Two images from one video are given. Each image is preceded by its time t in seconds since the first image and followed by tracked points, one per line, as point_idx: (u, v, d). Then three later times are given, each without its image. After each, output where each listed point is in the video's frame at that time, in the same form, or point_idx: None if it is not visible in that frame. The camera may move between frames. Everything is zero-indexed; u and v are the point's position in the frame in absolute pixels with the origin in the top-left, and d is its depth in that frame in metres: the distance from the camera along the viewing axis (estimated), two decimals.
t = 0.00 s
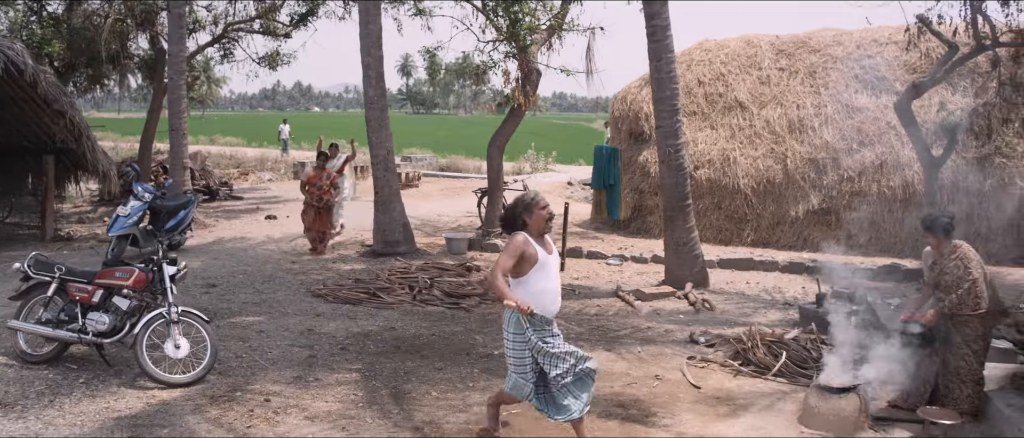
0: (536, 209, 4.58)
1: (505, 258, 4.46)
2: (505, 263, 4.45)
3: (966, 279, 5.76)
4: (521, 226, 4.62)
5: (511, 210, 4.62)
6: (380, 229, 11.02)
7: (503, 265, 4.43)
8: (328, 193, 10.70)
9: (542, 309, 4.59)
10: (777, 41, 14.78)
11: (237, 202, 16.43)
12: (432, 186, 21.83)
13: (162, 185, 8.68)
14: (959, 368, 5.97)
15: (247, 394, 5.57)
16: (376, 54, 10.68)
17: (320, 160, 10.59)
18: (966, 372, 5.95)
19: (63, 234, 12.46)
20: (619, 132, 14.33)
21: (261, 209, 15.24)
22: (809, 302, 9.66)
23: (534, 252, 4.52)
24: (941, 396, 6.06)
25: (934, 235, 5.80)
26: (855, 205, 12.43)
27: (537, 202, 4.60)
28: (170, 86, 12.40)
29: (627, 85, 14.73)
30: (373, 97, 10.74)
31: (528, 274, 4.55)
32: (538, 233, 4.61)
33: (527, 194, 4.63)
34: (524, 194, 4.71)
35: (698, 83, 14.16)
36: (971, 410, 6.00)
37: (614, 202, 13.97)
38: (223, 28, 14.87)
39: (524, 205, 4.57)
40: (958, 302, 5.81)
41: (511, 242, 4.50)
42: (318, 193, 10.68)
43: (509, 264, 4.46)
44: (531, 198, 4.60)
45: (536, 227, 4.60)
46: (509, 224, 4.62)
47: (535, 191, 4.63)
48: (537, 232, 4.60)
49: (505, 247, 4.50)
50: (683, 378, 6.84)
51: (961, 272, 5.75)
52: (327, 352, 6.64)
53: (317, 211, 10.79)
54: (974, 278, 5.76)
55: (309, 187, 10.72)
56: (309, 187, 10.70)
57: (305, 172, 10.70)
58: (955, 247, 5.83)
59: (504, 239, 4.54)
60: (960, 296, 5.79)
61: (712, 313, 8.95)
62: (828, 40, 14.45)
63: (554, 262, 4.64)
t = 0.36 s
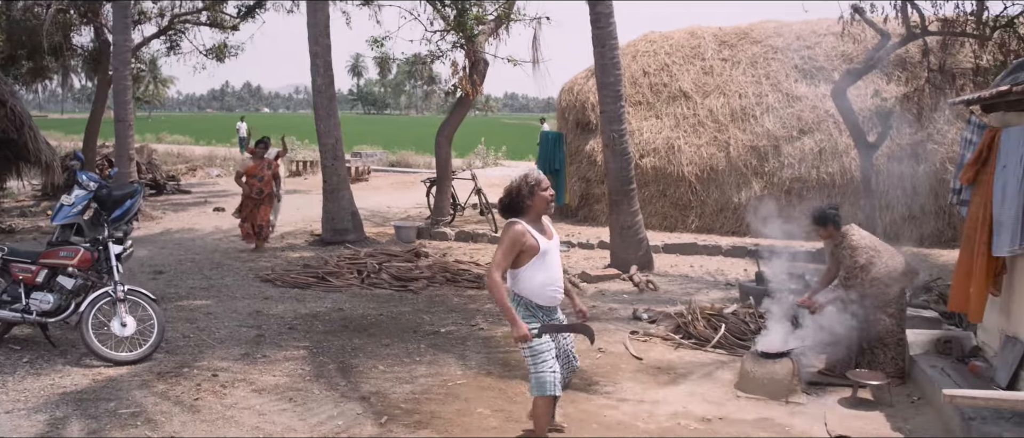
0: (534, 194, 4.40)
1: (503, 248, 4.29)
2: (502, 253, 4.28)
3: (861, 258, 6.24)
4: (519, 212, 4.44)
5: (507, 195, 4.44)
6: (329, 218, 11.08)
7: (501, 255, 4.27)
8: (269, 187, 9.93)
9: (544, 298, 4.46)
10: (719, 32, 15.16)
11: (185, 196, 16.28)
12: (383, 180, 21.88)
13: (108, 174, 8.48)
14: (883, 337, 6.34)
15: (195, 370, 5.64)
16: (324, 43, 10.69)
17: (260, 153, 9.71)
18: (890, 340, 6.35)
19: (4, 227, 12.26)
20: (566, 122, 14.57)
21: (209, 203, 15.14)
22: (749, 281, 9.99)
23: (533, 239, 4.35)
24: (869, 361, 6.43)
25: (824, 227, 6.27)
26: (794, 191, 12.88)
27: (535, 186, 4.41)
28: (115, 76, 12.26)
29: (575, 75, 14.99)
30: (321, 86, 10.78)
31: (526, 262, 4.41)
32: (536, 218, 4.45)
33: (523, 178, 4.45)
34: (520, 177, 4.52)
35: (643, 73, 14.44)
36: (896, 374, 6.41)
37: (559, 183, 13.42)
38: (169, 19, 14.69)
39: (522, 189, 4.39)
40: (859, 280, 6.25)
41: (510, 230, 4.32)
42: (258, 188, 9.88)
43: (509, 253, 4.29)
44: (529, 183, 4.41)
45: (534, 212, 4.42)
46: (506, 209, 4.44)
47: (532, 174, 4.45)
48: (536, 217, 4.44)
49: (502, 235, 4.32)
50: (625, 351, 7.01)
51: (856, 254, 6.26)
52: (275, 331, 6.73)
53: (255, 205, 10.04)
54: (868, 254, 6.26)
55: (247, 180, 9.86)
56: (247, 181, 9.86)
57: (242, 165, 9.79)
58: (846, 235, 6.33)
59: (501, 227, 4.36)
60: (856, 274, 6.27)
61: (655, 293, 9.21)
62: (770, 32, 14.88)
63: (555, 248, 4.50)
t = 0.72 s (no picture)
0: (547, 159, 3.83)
1: (509, 211, 3.69)
2: (507, 217, 3.68)
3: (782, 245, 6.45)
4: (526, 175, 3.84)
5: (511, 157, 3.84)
6: (285, 209, 11.13)
7: (506, 219, 3.67)
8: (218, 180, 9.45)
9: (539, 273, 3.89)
10: (672, 26, 15.51)
11: (140, 192, 16.15)
12: (341, 177, 21.88)
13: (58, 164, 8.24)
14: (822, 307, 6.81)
15: (149, 350, 5.72)
16: (279, 35, 10.77)
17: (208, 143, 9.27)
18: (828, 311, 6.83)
19: None
20: (522, 115, 14.79)
21: (165, 198, 15.04)
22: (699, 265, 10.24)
23: (540, 207, 3.80)
24: (808, 330, 6.70)
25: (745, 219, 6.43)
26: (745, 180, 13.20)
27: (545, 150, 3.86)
28: (67, 70, 12.15)
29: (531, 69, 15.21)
30: (277, 78, 10.83)
31: (528, 232, 3.83)
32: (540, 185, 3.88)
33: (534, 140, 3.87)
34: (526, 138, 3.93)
35: (597, 66, 14.71)
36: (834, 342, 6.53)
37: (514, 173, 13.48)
38: (123, 14, 14.55)
39: (532, 151, 3.81)
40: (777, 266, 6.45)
41: (516, 192, 3.74)
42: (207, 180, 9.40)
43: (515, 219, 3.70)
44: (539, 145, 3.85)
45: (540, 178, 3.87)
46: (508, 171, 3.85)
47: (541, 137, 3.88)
48: (542, 185, 3.88)
49: (508, 198, 3.73)
50: (575, 329, 6.97)
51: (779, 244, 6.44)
52: (230, 314, 6.82)
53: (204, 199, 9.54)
54: (790, 242, 6.49)
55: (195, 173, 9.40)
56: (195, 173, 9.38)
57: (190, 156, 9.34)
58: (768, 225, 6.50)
59: (505, 190, 3.76)
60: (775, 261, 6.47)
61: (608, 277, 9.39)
62: (720, 25, 15.24)
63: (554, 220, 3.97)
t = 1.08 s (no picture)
0: (522, 151, 3.88)
1: (494, 210, 3.68)
2: (496, 215, 3.68)
3: (731, 227, 6.52)
4: (505, 169, 3.86)
5: (492, 151, 3.85)
6: (252, 204, 11.16)
7: (495, 220, 3.67)
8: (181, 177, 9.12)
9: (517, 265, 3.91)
10: (635, 23, 15.76)
11: (105, 191, 16.04)
12: (309, 176, 21.88)
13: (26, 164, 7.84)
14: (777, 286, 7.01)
15: (113, 335, 5.77)
16: (245, 30, 10.79)
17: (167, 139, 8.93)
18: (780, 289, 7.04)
19: None
20: (488, 110, 14.95)
21: (131, 196, 14.96)
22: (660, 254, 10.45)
23: (522, 205, 3.80)
24: (762, 309, 6.98)
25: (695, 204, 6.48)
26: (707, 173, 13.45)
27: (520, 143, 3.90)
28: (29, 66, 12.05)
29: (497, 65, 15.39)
30: (242, 73, 10.86)
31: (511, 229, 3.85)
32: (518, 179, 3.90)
33: (509, 132, 3.90)
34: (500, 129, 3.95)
35: (562, 62, 14.90)
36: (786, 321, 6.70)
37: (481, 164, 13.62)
38: (87, 11, 14.43)
39: (512, 145, 3.84)
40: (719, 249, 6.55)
41: (501, 189, 3.74)
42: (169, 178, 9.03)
43: (500, 217, 3.70)
44: (515, 138, 3.89)
45: (518, 172, 3.90)
46: (489, 164, 3.85)
47: (518, 129, 3.91)
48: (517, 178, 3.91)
49: (494, 194, 3.72)
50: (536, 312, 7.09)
51: (728, 227, 6.52)
52: (194, 302, 6.89)
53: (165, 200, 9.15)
54: (739, 225, 6.59)
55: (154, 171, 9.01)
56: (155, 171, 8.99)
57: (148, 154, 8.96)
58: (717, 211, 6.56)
59: (489, 185, 3.76)
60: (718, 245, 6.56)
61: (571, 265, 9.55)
62: (683, 21, 15.50)
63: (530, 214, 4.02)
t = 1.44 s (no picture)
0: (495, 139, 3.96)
1: (478, 204, 3.77)
2: (483, 210, 3.78)
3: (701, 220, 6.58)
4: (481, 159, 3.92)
5: (464, 142, 3.89)
6: (228, 205, 11.20)
7: (483, 213, 3.78)
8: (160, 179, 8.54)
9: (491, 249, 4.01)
10: (610, 26, 15.97)
11: (82, 195, 16.00)
12: (288, 180, 21.92)
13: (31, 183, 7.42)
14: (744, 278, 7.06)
15: (85, 329, 5.82)
16: (221, 31, 10.82)
17: (144, 138, 8.36)
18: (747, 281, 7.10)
19: None
20: (464, 113, 15.08)
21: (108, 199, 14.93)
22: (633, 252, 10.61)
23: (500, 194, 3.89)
24: (729, 300, 7.04)
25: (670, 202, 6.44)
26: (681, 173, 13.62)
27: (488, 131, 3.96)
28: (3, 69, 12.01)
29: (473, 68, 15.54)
30: (218, 74, 10.90)
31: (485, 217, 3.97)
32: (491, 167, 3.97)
33: (477, 121, 3.95)
34: (469, 119, 3.99)
35: (538, 65, 15.09)
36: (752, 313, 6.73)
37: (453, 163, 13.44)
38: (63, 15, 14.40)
39: (482, 136, 3.89)
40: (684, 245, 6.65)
41: (481, 182, 3.81)
42: (147, 180, 8.45)
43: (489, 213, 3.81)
44: (484, 127, 3.94)
45: (490, 160, 3.96)
46: (464, 157, 3.89)
47: (488, 118, 3.97)
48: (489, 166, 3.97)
49: (475, 188, 3.79)
50: (507, 306, 7.19)
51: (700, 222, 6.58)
52: (168, 298, 6.93)
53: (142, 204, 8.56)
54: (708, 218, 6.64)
55: (131, 173, 8.42)
56: (131, 173, 8.41)
57: (122, 154, 8.36)
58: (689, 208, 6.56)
59: (468, 179, 3.82)
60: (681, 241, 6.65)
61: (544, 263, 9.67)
62: (656, 25, 15.73)
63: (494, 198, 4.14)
